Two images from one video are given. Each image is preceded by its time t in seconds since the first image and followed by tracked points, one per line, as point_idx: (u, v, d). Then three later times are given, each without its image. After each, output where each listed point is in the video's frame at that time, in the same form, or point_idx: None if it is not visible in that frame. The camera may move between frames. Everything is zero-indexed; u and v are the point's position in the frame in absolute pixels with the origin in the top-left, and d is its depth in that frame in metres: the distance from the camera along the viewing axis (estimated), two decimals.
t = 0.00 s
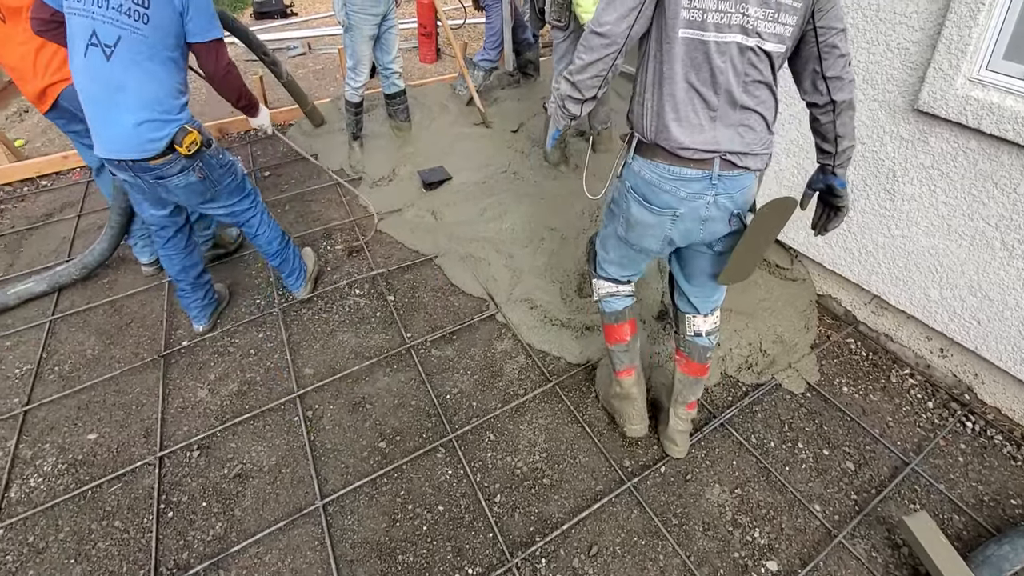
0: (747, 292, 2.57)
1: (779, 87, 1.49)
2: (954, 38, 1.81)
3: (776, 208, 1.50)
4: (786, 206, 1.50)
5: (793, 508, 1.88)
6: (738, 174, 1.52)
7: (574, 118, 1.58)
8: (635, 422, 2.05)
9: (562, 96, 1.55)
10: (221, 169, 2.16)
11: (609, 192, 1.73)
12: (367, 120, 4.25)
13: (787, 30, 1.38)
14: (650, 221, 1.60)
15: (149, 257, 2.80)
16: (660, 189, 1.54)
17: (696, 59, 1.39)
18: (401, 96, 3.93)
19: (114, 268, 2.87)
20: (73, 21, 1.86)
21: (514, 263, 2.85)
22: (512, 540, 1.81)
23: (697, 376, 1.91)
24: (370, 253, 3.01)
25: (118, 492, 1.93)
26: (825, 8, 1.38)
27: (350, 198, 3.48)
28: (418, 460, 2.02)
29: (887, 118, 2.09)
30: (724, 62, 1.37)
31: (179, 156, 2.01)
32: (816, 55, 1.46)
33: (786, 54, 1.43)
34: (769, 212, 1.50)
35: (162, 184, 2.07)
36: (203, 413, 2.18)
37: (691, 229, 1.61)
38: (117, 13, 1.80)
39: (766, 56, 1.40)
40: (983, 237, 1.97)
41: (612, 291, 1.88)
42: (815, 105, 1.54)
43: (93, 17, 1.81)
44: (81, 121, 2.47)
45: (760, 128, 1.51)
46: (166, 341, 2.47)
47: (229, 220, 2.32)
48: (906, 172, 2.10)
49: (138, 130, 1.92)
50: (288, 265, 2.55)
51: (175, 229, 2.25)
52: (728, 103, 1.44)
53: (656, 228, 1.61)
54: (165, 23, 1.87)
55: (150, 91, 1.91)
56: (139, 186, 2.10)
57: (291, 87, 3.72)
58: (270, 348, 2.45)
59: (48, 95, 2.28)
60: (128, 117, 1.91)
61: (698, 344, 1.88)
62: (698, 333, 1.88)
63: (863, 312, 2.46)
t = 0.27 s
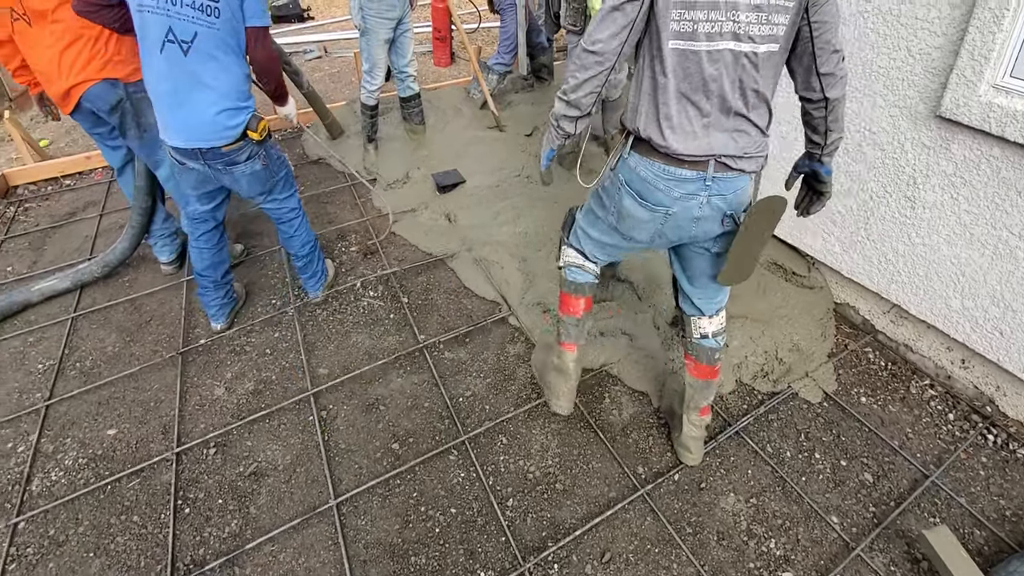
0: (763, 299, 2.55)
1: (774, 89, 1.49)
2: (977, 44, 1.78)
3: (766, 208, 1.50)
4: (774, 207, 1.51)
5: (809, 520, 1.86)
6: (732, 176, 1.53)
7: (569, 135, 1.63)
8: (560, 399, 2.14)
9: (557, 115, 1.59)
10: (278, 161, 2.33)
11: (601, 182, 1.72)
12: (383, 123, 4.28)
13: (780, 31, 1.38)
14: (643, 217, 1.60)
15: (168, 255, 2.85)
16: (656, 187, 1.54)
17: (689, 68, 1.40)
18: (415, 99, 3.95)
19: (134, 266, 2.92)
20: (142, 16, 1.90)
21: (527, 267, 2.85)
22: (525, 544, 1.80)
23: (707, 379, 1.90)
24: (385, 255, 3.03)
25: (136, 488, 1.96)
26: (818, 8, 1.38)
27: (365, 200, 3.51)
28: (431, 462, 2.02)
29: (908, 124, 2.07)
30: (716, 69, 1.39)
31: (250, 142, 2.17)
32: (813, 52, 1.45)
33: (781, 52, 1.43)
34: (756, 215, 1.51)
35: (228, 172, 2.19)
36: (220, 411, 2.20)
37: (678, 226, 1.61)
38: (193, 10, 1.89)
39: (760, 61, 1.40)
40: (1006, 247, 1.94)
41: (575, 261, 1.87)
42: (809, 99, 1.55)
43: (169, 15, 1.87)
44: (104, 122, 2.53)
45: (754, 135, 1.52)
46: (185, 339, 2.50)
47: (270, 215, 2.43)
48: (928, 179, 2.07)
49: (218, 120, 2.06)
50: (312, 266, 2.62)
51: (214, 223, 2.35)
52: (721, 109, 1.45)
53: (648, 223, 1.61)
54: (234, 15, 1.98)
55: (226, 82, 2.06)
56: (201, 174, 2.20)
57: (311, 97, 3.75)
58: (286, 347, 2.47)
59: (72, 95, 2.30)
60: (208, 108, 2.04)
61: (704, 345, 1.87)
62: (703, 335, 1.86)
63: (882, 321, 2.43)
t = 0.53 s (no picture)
0: (783, 310, 2.52)
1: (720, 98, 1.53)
2: (1005, 54, 1.76)
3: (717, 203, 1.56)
4: (726, 201, 1.56)
5: (829, 535, 1.83)
6: (687, 181, 1.57)
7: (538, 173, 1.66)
8: (528, 396, 2.20)
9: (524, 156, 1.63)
10: (309, 161, 2.38)
11: (566, 208, 1.77)
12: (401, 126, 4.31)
13: (718, 43, 1.42)
14: (610, 229, 1.64)
15: (191, 254, 2.89)
16: (619, 200, 1.58)
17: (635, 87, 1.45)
18: (434, 103, 3.99)
19: (157, 264, 2.97)
20: (191, 11, 1.93)
21: (544, 272, 2.85)
22: (540, 551, 1.80)
23: (712, 381, 1.91)
24: (402, 258, 3.04)
25: (158, 482, 1.98)
26: (753, 16, 1.41)
27: (383, 203, 3.53)
28: (447, 465, 2.02)
29: (934, 135, 2.04)
30: (659, 87, 1.44)
31: (286, 140, 2.24)
32: (756, 54, 1.48)
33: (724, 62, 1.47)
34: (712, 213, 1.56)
35: (262, 171, 2.24)
36: (240, 409, 2.22)
37: (642, 235, 1.64)
38: (242, 9, 1.94)
39: (699, 74, 1.45)
40: None
41: (553, 308, 1.94)
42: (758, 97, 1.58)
43: (219, 12, 1.91)
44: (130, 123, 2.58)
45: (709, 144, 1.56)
46: (206, 337, 2.53)
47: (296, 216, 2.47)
48: (954, 191, 2.04)
49: (260, 116, 2.11)
50: (332, 268, 2.64)
51: (241, 227, 2.39)
52: (671, 123, 1.49)
53: (614, 235, 1.65)
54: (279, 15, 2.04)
55: (270, 80, 2.12)
56: (236, 173, 2.24)
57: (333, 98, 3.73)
58: (305, 347, 2.49)
59: (98, 95, 2.34)
60: (251, 104, 2.09)
61: (701, 348, 1.88)
62: (698, 337, 1.86)
63: (905, 334, 2.39)
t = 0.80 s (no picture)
0: (793, 316, 2.47)
1: (648, 72, 1.65)
2: (1020, 62, 1.74)
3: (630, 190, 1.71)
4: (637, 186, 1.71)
5: (839, 545, 1.82)
6: (626, 162, 1.69)
7: (476, 168, 1.91)
8: (531, 396, 2.21)
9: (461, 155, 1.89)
10: (324, 158, 2.40)
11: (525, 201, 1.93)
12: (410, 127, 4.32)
13: (630, 21, 1.56)
14: (556, 212, 1.78)
15: (200, 252, 2.90)
16: (563, 182, 1.73)
17: (559, 75, 1.62)
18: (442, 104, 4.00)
19: (166, 261, 2.98)
20: (214, 8, 1.98)
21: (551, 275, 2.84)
22: (547, 555, 1.79)
23: (667, 334, 1.97)
24: (409, 258, 3.05)
25: (165, 479, 1.99)
26: None
27: (391, 203, 3.54)
28: (454, 467, 2.02)
29: (946, 142, 2.03)
30: (581, 67, 1.59)
31: (303, 136, 2.24)
32: (667, 23, 1.63)
33: (644, 34, 1.61)
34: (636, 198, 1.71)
35: (278, 166, 2.25)
36: (248, 407, 2.23)
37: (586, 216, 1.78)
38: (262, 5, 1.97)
39: (616, 52, 1.58)
40: None
41: (526, 289, 2.02)
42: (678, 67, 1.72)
43: (239, 8, 1.96)
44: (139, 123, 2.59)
45: (643, 121, 1.68)
46: (214, 335, 2.54)
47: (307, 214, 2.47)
48: (966, 199, 2.02)
49: (278, 111, 2.12)
50: (340, 267, 2.64)
51: (253, 224, 2.39)
52: (599, 100, 1.63)
53: (560, 217, 1.78)
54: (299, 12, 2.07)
55: (288, 76, 2.13)
56: (252, 166, 2.25)
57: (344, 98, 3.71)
58: (312, 347, 2.49)
59: (107, 91, 2.35)
60: (269, 99, 2.10)
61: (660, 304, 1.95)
62: (649, 289, 1.94)
63: (916, 342, 2.37)
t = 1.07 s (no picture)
0: (797, 322, 2.44)
1: (615, 51, 1.62)
2: None
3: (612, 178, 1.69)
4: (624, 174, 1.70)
5: (844, 552, 1.80)
6: (599, 145, 1.68)
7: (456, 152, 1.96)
8: (534, 398, 2.20)
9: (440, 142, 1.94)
10: (335, 156, 2.40)
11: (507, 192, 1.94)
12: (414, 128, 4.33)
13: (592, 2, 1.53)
14: (534, 199, 1.78)
15: (205, 250, 2.91)
16: (538, 167, 1.73)
17: (527, 63, 1.61)
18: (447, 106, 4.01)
19: (171, 260, 2.98)
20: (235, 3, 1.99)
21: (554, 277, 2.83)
22: (550, 558, 1.78)
23: (623, 304, 2.08)
24: (413, 259, 3.05)
25: (169, 478, 1.99)
26: None
27: (396, 204, 3.54)
28: (456, 469, 2.01)
29: (954, 147, 2.02)
30: (546, 54, 1.57)
31: (316, 133, 2.25)
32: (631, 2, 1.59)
33: (608, 15, 1.57)
34: (613, 180, 1.70)
35: (290, 162, 2.25)
36: (251, 406, 2.23)
37: (565, 203, 1.78)
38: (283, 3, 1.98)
39: (581, 36, 1.56)
40: None
41: (520, 292, 2.02)
42: (650, 42, 1.70)
43: (260, 4, 1.96)
44: (148, 122, 2.60)
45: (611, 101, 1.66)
46: (219, 334, 2.54)
47: (315, 213, 2.47)
48: (974, 205, 2.01)
49: (294, 108, 2.13)
50: (345, 268, 2.64)
51: (264, 219, 2.40)
52: (567, 85, 1.62)
53: (538, 204, 1.79)
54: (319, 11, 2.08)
55: (305, 74, 2.14)
56: (265, 162, 2.25)
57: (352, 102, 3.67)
58: (316, 347, 2.49)
59: (119, 90, 2.35)
60: (285, 96, 2.11)
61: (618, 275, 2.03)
62: (613, 263, 2.01)
63: (922, 348, 2.36)
